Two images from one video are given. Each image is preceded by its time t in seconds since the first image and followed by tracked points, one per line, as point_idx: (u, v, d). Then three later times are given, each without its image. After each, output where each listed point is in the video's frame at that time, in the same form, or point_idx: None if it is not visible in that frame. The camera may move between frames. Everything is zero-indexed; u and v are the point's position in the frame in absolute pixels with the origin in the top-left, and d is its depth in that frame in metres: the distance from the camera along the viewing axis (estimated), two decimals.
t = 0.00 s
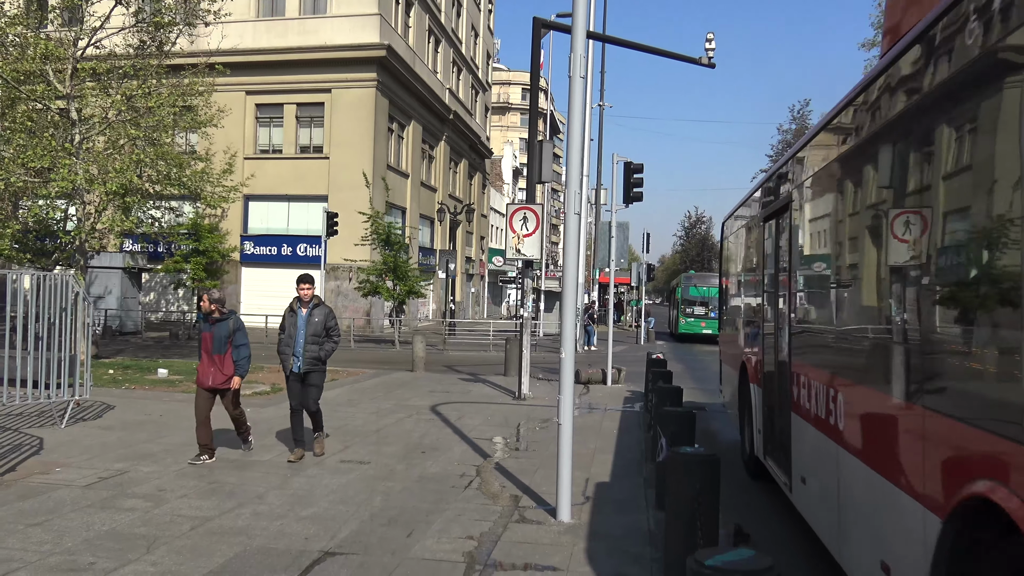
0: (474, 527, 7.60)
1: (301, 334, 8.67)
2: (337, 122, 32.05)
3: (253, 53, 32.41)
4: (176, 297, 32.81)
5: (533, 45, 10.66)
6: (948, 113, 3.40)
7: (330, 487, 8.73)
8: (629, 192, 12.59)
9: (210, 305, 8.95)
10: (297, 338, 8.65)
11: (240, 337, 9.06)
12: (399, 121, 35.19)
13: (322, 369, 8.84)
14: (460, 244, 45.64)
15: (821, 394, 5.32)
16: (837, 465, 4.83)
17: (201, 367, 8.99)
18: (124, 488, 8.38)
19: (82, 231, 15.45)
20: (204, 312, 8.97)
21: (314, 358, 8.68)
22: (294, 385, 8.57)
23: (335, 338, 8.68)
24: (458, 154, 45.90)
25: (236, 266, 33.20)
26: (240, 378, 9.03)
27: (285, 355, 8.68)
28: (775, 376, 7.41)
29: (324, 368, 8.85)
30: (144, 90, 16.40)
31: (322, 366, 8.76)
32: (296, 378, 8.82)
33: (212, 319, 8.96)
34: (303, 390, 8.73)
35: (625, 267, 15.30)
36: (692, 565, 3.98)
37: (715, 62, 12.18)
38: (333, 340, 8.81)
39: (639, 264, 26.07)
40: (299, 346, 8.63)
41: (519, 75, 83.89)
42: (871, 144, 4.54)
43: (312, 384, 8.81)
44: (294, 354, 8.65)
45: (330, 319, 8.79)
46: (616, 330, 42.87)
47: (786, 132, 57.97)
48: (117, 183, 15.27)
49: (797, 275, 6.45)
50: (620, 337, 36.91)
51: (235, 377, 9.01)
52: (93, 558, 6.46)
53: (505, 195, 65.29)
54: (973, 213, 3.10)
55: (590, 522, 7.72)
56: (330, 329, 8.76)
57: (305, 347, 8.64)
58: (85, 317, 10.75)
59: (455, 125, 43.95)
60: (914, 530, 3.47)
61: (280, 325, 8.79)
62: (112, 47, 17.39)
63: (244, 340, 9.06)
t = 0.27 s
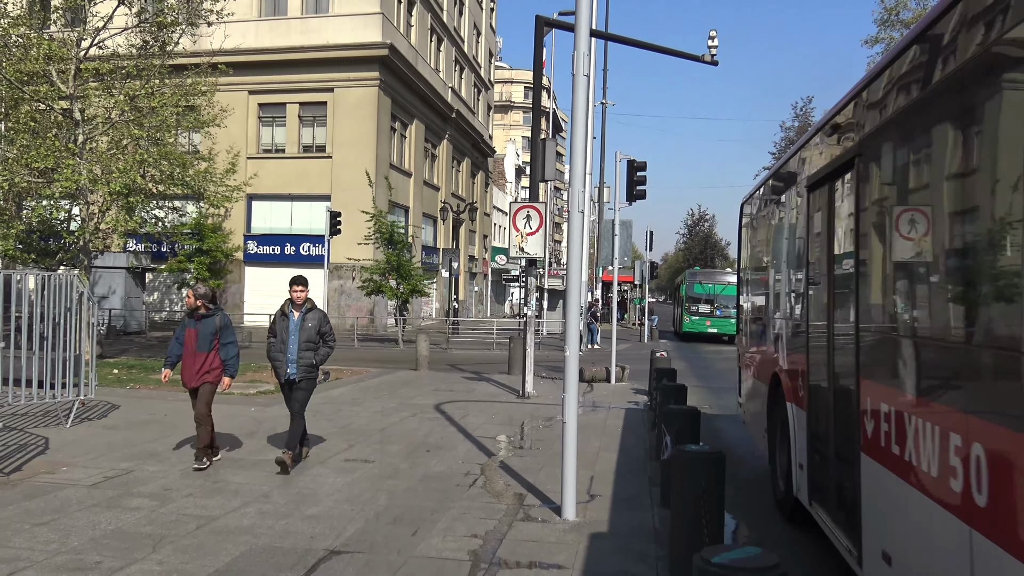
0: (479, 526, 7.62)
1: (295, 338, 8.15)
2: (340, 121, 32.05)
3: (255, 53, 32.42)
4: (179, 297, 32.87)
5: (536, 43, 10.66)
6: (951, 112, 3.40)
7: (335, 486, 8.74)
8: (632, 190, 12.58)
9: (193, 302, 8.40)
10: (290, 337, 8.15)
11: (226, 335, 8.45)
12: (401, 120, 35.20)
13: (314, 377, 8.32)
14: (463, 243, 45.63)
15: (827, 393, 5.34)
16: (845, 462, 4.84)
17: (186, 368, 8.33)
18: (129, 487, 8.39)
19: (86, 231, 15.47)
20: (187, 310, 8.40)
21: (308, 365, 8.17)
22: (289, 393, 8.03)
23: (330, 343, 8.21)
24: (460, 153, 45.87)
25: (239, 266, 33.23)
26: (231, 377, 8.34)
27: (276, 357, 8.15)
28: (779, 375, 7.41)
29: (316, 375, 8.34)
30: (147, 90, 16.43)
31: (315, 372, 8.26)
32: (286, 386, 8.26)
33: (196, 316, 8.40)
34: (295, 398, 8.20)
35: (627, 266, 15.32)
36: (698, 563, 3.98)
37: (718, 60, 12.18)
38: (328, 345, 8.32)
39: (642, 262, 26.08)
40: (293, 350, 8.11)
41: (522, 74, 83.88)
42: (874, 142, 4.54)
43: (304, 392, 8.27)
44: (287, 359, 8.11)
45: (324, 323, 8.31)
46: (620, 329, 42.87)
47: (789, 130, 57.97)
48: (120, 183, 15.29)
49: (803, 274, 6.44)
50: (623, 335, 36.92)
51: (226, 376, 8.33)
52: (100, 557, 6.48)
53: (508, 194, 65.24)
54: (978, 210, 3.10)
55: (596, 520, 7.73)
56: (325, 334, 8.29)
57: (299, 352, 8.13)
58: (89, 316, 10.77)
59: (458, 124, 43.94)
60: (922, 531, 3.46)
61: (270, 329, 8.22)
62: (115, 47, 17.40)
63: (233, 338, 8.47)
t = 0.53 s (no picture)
0: (480, 524, 7.63)
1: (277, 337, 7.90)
2: (339, 121, 32.05)
3: (255, 53, 32.40)
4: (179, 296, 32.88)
5: (535, 42, 10.67)
6: (956, 113, 3.42)
7: (336, 485, 8.75)
8: (632, 189, 12.60)
9: (171, 303, 7.88)
10: (274, 337, 7.87)
11: (203, 343, 7.98)
12: (400, 119, 35.19)
13: (297, 378, 8.03)
14: (462, 242, 45.64)
15: (829, 392, 5.37)
16: (846, 462, 4.87)
17: (160, 376, 7.88)
18: (130, 487, 8.40)
19: (85, 231, 15.47)
20: (164, 312, 7.90)
21: (289, 366, 7.88)
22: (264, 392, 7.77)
23: (315, 346, 7.92)
24: (459, 152, 45.86)
25: (239, 266, 33.23)
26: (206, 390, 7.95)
27: (257, 356, 7.89)
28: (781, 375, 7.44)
29: (299, 378, 8.06)
30: (146, 90, 16.44)
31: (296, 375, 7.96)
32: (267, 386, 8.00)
33: (173, 320, 7.90)
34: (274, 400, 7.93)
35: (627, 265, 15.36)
36: (699, 560, 4.00)
37: (717, 59, 12.20)
38: (312, 348, 8.01)
39: (642, 261, 26.12)
40: (274, 349, 7.86)
41: (521, 73, 83.92)
42: (874, 143, 4.58)
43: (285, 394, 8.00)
44: (267, 357, 7.87)
45: (310, 323, 8.04)
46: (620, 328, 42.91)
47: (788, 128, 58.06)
48: (120, 183, 15.29)
49: (805, 273, 6.48)
50: (623, 334, 36.95)
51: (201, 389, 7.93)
52: (101, 557, 6.49)
53: (507, 192, 65.25)
54: (987, 209, 3.13)
55: (596, 519, 7.75)
56: (310, 335, 8.00)
57: (281, 352, 7.86)
58: (89, 316, 10.76)
59: (457, 124, 43.93)
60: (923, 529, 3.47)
61: (257, 326, 8.05)
62: (114, 47, 17.41)
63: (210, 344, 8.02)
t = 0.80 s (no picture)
0: (479, 524, 7.64)
1: (254, 345, 7.42)
2: (336, 120, 32.01)
3: (251, 52, 32.32)
4: (176, 296, 32.85)
5: (532, 42, 10.67)
6: (949, 111, 3.40)
7: (334, 485, 8.75)
8: (629, 189, 12.61)
9: (138, 304, 7.62)
10: (250, 345, 7.39)
11: (173, 344, 7.62)
12: (397, 118, 35.17)
13: (281, 388, 7.56)
14: (459, 241, 45.63)
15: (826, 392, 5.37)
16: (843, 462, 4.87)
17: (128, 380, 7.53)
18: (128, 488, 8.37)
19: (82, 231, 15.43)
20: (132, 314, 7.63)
21: (268, 374, 7.40)
22: (245, 405, 7.31)
23: (295, 353, 7.42)
24: (456, 151, 45.82)
25: (235, 265, 33.16)
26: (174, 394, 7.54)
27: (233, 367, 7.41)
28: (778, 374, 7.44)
29: (281, 388, 7.56)
30: (142, 90, 16.41)
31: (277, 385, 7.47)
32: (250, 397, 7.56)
33: (141, 321, 7.60)
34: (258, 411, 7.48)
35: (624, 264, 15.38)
36: (697, 559, 4.00)
37: (714, 58, 12.21)
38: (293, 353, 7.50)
39: (639, 261, 26.15)
40: (252, 358, 7.39)
41: (518, 73, 83.90)
42: (872, 142, 4.58)
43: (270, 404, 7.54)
44: (245, 368, 7.39)
45: (289, 328, 7.52)
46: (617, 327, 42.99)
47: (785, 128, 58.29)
48: (116, 183, 15.23)
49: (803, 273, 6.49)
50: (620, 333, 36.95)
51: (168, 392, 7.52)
52: (99, 557, 6.49)
53: (504, 192, 65.26)
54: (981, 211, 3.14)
55: (594, 518, 7.77)
56: (290, 340, 7.49)
57: (260, 361, 7.40)
58: (86, 317, 10.72)
59: (454, 123, 43.91)
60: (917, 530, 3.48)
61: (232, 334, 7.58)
62: (109, 47, 17.36)
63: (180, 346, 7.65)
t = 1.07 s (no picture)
0: (480, 524, 7.65)
1: (234, 341, 7.17)
2: (337, 120, 32.01)
3: (252, 52, 32.32)
4: (177, 296, 32.86)
5: (533, 42, 10.68)
6: (950, 112, 3.41)
7: (335, 485, 8.76)
8: (630, 189, 12.62)
9: (105, 303, 7.22)
10: (229, 343, 7.14)
11: (143, 345, 7.27)
12: (398, 118, 35.17)
13: (261, 387, 7.25)
14: (460, 241, 45.66)
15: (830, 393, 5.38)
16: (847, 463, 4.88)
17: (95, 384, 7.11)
18: (129, 488, 8.38)
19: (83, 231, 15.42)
20: (98, 313, 7.22)
21: (249, 371, 7.11)
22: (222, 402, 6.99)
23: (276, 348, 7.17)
24: (457, 151, 45.81)
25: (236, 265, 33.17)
26: (147, 399, 7.20)
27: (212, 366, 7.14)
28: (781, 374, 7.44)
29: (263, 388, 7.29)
30: (143, 90, 16.42)
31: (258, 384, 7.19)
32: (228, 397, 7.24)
33: (108, 322, 7.19)
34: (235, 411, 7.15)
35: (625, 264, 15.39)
36: (700, 559, 4.01)
37: (715, 59, 12.21)
38: (274, 350, 7.25)
39: (640, 261, 26.18)
40: (231, 355, 7.12)
41: (519, 72, 83.94)
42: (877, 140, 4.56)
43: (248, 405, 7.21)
44: (224, 365, 7.13)
45: (272, 323, 7.29)
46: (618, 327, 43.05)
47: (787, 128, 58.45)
48: (117, 183, 15.22)
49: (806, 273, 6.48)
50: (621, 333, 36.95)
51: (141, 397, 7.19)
52: (101, 557, 6.48)
53: (504, 191, 65.31)
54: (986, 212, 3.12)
55: (595, 518, 7.78)
56: (271, 336, 7.25)
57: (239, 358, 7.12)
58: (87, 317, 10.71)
59: (455, 123, 43.91)
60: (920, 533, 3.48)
61: (212, 331, 7.32)
62: (110, 47, 17.38)
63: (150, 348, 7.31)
